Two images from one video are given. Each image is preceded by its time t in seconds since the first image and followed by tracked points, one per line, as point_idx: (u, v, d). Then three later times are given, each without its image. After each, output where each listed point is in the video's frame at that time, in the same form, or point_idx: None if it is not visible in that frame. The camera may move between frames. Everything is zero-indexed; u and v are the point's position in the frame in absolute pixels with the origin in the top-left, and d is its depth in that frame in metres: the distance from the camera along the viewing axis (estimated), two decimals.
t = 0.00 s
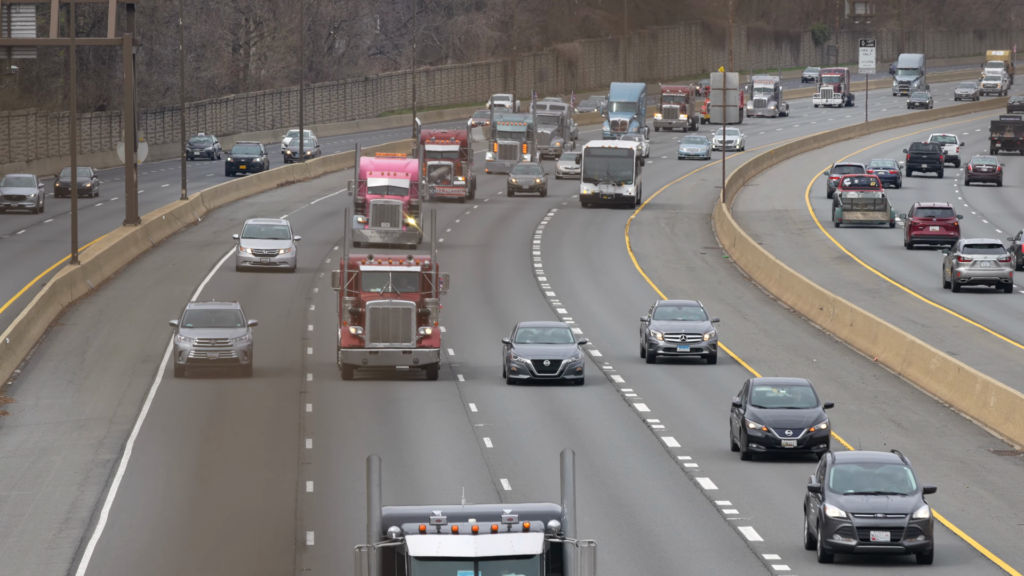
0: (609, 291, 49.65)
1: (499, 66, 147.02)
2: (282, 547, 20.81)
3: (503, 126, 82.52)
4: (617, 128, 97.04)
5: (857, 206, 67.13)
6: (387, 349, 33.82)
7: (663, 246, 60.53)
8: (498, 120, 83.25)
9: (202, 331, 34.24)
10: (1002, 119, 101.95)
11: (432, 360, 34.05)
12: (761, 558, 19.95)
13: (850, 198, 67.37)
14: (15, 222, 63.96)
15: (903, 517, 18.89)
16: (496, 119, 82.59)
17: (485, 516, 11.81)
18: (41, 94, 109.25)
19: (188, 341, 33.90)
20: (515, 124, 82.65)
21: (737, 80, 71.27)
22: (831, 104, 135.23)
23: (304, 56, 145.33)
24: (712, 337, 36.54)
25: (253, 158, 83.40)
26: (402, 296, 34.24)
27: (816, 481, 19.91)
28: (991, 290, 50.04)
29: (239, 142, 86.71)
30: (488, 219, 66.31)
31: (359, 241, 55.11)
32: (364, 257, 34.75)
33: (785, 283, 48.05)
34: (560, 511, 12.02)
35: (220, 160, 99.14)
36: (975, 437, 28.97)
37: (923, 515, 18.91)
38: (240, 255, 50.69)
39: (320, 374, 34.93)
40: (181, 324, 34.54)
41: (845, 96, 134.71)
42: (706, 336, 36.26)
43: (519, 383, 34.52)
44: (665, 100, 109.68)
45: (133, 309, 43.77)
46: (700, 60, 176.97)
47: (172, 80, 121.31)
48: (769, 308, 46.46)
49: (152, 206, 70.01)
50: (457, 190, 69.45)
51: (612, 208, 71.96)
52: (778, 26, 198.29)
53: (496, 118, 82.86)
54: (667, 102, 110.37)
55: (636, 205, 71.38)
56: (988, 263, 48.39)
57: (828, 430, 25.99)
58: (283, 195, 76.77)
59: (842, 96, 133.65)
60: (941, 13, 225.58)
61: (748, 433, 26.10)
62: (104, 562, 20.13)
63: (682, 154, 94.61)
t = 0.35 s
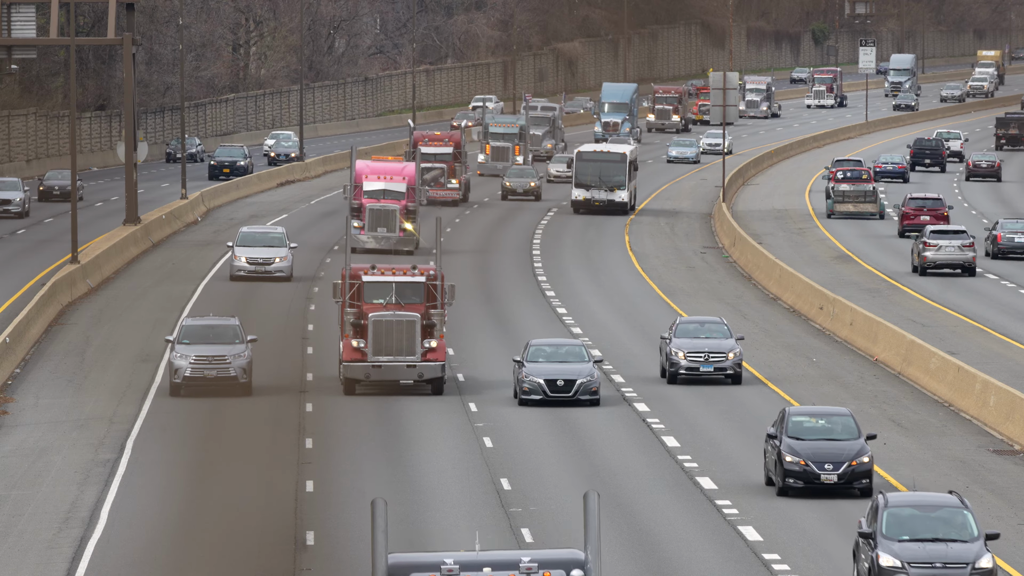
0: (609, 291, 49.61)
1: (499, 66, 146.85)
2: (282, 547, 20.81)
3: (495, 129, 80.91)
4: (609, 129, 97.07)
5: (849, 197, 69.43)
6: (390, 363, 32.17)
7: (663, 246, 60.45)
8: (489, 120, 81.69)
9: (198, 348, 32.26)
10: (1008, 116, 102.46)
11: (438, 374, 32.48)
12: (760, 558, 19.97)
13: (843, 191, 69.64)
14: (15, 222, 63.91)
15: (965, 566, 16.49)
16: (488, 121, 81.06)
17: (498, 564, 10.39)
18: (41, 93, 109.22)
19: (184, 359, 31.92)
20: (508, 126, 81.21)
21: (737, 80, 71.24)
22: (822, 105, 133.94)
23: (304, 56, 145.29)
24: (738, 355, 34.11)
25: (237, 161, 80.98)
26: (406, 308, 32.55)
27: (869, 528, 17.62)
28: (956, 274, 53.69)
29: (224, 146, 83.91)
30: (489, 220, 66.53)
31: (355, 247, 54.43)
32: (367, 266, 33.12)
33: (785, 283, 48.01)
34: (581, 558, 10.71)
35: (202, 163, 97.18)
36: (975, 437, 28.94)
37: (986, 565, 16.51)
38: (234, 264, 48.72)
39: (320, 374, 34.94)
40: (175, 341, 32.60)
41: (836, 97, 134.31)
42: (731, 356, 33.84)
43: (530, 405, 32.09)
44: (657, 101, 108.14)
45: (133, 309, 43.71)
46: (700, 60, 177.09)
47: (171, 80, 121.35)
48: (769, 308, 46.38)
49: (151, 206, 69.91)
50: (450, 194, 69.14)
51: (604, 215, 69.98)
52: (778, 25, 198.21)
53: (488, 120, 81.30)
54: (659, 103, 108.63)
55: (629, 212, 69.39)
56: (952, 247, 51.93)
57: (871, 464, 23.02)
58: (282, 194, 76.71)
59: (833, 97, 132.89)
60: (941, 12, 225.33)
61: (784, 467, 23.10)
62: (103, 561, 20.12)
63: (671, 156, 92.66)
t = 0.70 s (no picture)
0: (609, 291, 49.58)
1: (499, 66, 146.72)
2: (282, 547, 20.80)
3: (487, 131, 80.41)
4: (601, 130, 97.28)
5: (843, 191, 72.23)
6: (394, 378, 30.62)
7: (663, 246, 60.42)
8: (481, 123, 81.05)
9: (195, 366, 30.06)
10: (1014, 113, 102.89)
11: (443, 391, 30.91)
12: (761, 558, 19.98)
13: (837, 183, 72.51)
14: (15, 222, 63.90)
15: None
16: (481, 122, 80.66)
17: None
18: (41, 93, 109.21)
19: (179, 378, 29.70)
20: (501, 128, 80.75)
21: (737, 80, 71.22)
22: (816, 106, 133.65)
23: (304, 56, 145.28)
24: (766, 377, 31.38)
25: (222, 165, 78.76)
26: (411, 321, 31.06)
27: None
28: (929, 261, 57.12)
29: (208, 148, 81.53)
30: (489, 220, 66.57)
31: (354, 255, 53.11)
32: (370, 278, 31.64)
33: (785, 283, 48.00)
34: None
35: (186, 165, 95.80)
36: (975, 437, 28.92)
37: None
38: (228, 273, 46.58)
39: (320, 374, 34.92)
40: (170, 359, 30.38)
41: (829, 99, 133.88)
42: (759, 377, 31.16)
43: (542, 429, 29.58)
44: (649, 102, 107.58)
45: (134, 309, 43.69)
46: (700, 60, 177.12)
47: (172, 79, 121.32)
48: (769, 307, 46.35)
49: (151, 206, 69.85)
50: (444, 198, 68.45)
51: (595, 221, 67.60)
52: (778, 25, 198.13)
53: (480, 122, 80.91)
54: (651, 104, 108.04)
55: (620, 217, 66.99)
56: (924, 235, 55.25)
57: (921, 503, 20.32)
58: (282, 194, 76.66)
59: (826, 97, 132.71)
60: (941, 12, 225.03)
61: (826, 506, 20.39)
62: (103, 561, 20.11)
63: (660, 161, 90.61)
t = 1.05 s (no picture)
0: (609, 291, 49.57)
1: (499, 65, 146.69)
2: (282, 546, 20.85)
3: (480, 132, 78.75)
4: (593, 132, 97.42)
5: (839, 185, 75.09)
6: (398, 396, 28.58)
7: (663, 246, 60.41)
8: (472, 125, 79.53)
9: (193, 387, 27.95)
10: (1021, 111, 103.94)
11: (448, 408, 28.94)
12: (760, 558, 20.02)
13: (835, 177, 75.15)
14: (15, 222, 63.91)
15: None
16: (473, 125, 78.74)
17: None
18: (41, 93, 109.25)
19: (174, 401, 27.62)
20: (494, 130, 79.01)
21: (737, 81, 71.23)
22: (808, 108, 132.77)
23: (304, 56, 145.33)
24: (797, 402, 28.38)
25: (207, 170, 77.87)
26: (415, 335, 29.13)
27: None
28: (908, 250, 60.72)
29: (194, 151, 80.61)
30: (489, 220, 66.66)
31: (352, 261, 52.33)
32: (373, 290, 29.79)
33: (785, 283, 48.02)
34: None
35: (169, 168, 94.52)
36: (975, 437, 28.94)
37: None
38: (221, 284, 44.57)
39: (320, 374, 34.95)
40: (166, 380, 28.29)
41: (821, 100, 133.39)
42: (790, 403, 28.11)
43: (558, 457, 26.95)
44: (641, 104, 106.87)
45: (134, 309, 43.70)
46: (700, 60, 177.37)
47: (172, 80, 121.25)
48: (769, 308, 46.36)
49: (151, 206, 69.84)
50: (439, 202, 66.94)
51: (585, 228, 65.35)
52: (778, 25, 198.07)
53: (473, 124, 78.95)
54: (645, 106, 107.44)
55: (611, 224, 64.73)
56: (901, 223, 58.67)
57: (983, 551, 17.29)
58: (282, 194, 76.68)
59: (819, 99, 131.96)
60: (940, 13, 225.03)
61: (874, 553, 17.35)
62: (103, 561, 20.12)
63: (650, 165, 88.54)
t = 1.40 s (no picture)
0: (609, 290, 49.52)
1: (499, 65, 146.75)
2: (282, 545, 20.84)
3: (472, 135, 77.97)
4: (586, 134, 97.46)
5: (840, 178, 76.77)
6: (401, 415, 26.92)
7: (663, 246, 60.40)
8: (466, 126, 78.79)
9: (189, 409, 25.77)
10: None
11: (454, 428, 27.30)
12: (760, 558, 20.03)
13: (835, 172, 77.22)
14: (15, 222, 63.89)
15: None
16: (464, 127, 78.02)
17: None
18: (41, 93, 109.21)
19: (169, 424, 25.39)
20: (485, 133, 78.20)
21: (737, 81, 71.21)
22: (801, 109, 131.79)
23: (304, 56, 145.29)
24: (833, 431, 25.67)
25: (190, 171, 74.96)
26: (418, 351, 27.36)
27: None
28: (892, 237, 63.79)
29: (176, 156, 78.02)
30: (488, 220, 66.67)
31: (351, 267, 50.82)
32: (374, 302, 27.99)
33: (785, 283, 47.99)
34: None
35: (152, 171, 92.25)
36: (975, 437, 28.94)
37: None
38: (214, 295, 42.26)
39: (319, 374, 34.89)
40: (161, 401, 26.07)
41: (814, 101, 132.55)
42: (824, 431, 25.44)
43: (574, 489, 24.37)
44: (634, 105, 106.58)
45: (134, 309, 43.67)
46: (700, 59, 177.42)
47: (172, 79, 121.20)
48: (769, 307, 46.33)
49: (151, 206, 69.80)
50: (433, 206, 65.25)
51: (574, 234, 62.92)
52: (778, 25, 198.03)
53: (464, 127, 78.26)
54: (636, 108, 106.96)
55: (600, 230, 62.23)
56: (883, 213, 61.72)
57: None
58: (282, 194, 76.65)
59: (811, 100, 131.29)
60: (940, 13, 224.73)
61: None
62: (103, 561, 20.10)
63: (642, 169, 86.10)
